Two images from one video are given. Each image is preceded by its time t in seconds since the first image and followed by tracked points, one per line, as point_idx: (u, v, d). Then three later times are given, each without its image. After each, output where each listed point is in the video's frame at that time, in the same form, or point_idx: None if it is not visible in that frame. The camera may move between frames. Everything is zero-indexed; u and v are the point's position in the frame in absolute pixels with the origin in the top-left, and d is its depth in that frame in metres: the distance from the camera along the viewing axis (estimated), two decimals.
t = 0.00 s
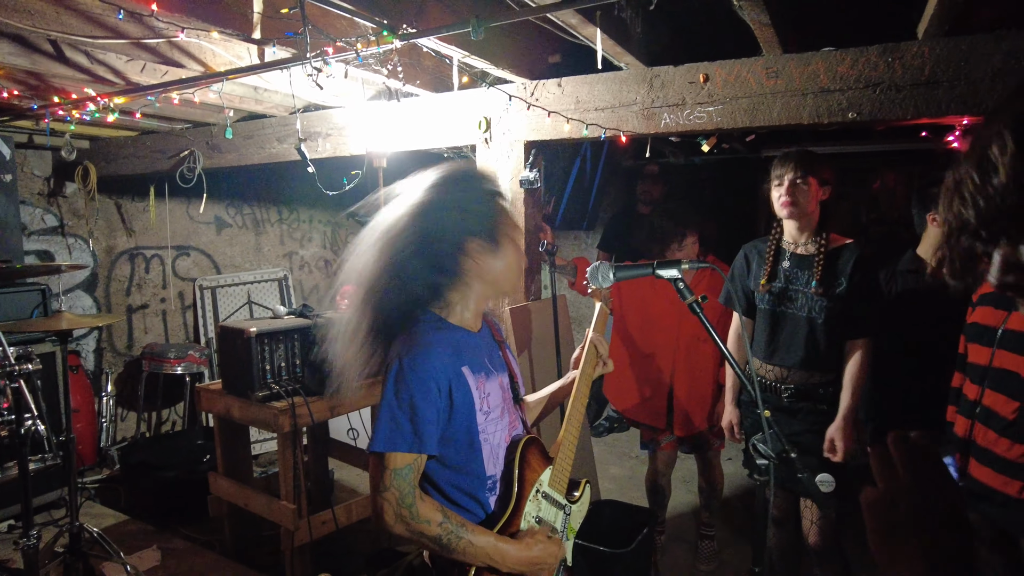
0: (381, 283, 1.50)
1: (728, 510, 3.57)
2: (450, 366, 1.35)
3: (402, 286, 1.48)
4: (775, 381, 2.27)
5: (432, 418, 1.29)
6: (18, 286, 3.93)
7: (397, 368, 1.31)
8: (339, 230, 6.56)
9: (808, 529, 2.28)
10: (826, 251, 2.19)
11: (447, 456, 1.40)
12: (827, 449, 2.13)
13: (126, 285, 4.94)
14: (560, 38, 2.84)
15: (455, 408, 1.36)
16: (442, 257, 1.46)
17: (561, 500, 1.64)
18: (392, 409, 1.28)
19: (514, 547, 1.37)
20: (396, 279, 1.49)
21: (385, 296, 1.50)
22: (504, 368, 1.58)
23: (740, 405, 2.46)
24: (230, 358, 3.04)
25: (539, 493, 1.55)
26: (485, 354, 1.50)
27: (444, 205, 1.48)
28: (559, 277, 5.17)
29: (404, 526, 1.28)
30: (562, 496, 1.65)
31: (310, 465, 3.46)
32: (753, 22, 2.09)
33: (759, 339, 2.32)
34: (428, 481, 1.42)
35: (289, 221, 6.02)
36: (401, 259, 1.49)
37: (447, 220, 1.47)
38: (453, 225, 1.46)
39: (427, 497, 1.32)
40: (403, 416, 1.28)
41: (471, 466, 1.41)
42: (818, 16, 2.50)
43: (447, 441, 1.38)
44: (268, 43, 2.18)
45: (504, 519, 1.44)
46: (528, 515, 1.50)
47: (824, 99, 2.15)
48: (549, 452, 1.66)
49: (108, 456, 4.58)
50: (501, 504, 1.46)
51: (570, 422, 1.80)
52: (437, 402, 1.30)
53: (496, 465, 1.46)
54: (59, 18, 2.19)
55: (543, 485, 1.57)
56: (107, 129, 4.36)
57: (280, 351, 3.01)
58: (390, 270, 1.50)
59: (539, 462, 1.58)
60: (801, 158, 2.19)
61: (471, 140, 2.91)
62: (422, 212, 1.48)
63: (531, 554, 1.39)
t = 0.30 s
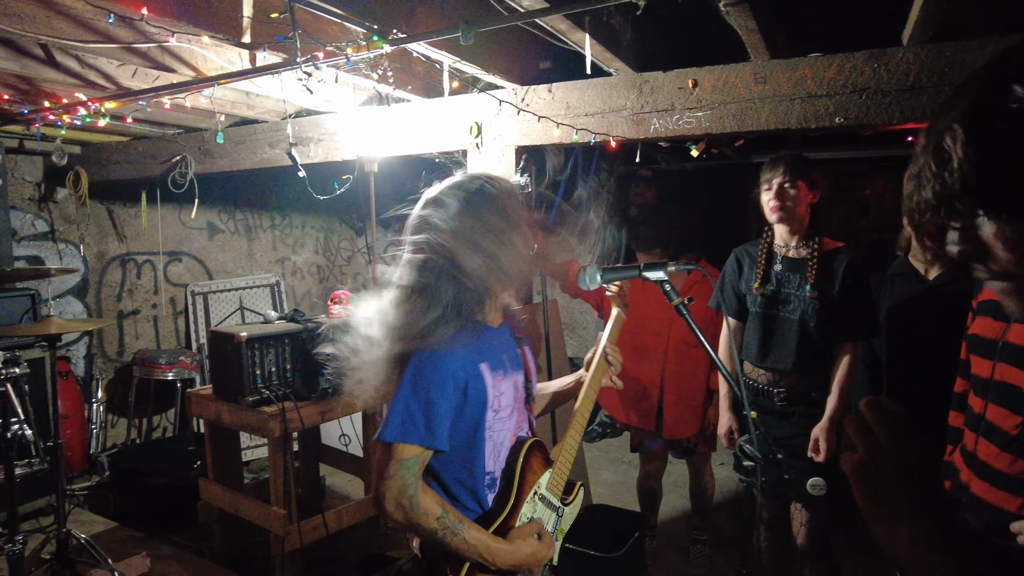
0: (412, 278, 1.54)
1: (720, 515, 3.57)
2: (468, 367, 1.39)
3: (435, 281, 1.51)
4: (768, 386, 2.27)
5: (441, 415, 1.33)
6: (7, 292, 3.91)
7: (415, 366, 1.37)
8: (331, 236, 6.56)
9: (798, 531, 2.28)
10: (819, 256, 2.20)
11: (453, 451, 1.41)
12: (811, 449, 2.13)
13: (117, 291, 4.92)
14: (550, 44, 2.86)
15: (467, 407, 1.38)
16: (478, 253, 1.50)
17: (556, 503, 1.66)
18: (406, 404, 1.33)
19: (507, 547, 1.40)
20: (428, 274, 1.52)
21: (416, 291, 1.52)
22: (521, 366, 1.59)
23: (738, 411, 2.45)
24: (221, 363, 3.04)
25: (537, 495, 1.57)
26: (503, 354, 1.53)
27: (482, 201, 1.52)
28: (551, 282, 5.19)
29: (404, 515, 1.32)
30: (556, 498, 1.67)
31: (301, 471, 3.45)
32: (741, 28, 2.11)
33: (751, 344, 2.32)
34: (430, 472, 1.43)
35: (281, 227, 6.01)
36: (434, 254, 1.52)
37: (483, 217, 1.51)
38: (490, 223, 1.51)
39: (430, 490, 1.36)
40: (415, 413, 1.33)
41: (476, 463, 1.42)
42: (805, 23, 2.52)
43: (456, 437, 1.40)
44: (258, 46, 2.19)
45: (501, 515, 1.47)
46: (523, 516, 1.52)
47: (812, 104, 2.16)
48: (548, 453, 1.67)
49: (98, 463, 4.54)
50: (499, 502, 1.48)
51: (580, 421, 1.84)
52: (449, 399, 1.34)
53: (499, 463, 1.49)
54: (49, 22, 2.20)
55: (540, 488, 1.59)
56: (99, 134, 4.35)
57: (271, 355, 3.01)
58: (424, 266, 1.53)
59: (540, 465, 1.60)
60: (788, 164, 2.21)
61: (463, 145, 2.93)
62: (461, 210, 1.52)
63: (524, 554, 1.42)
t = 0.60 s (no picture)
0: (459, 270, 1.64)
1: (713, 519, 3.58)
2: (500, 353, 1.47)
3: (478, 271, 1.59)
4: (757, 390, 2.28)
5: (472, 391, 1.40)
6: None
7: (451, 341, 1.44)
8: (325, 240, 6.55)
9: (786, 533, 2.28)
10: (806, 259, 2.21)
11: (483, 433, 1.47)
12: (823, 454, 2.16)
13: (109, 296, 4.90)
14: (541, 49, 2.87)
15: (500, 389, 1.47)
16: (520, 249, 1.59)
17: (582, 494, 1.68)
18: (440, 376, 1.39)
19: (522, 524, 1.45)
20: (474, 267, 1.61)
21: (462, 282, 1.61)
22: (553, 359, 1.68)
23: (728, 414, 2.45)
24: (212, 368, 3.03)
25: (563, 484, 1.60)
26: (535, 345, 1.61)
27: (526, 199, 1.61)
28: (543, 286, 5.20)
29: (425, 480, 1.35)
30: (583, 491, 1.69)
31: (294, 475, 3.44)
32: (729, 34, 2.13)
33: (741, 347, 2.33)
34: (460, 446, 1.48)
35: (275, 231, 6.01)
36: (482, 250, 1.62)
37: (525, 214, 1.60)
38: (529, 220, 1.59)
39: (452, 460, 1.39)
40: (448, 387, 1.38)
41: (505, 443, 1.50)
42: (794, 31, 2.55)
43: (489, 417, 1.47)
44: (248, 52, 2.19)
45: (524, 497, 1.51)
46: (547, 502, 1.55)
47: (801, 109, 2.18)
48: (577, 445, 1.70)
49: (90, 468, 4.52)
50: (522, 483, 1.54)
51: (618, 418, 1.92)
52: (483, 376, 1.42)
53: (525, 447, 1.56)
54: (39, 27, 2.21)
55: (566, 478, 1.61)
56: (91, 139, 4.35)
57: (264, 359, 3.01)
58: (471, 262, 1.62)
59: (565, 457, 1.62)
60: (777, 169, 2.23)
61: (455, 149, 2.94)
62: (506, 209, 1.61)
63: (536, 538, 1.47)
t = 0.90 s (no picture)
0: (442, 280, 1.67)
1: (711, 524, 3.57)
2: (488, 350, 1.48)
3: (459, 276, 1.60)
4: (752, 394, 2.26)
5: (462, 391, 1.42)
6: None
7: (440, 344, 1.47)
8: (322, 245, 6.55)
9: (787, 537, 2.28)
10: (802, 266, 2.21)
11: (481, 430, 1.50)
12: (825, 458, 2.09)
13: (106, 301, 4.89)
14: (536, 55, 2.88)
15: (493, 386, 1.48)
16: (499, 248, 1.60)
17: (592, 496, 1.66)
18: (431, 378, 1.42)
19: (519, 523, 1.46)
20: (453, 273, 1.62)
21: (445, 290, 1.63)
22: (551, 355, 1.69)
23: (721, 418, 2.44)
24: (208, 374, 3.03)
25: (566, 483, 1.59)
26: (530, 342, 1.62)
27: (496, 201, 1.63)
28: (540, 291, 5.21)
29: (427, 481, 1.40)
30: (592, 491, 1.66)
31: (291, 482, 3.43)
32: (725, 40, 2.14)
33: (737, 353, 2.32)
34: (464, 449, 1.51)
35: (272, 236, 6.01)
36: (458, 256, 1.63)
37: (498, 215, 1.62)
38: (503, 220, 1.62)
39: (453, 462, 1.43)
40: (439, 388, 1.41)
41: (504, 439, 1.52)
42: (790, 38, 2.56)
43: (485, 415, 1.49)
44: (244, 57, 2.20)
45: (526, 493, 1.53)
46: (548, 499, 1.55)
47: (797, 114, 2.19)
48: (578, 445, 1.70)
49: (85, 474, 4.51)
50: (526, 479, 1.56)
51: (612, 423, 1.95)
52: (471, 375, 1.44)
53: (527, 443, 1.57)
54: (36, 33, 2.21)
55: (570, 476, 1.61)
56: (87, 144, 4.34)
57: (260, 365, 3.01)
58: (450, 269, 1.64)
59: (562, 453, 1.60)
60: (775, 175, 2.23)
61: (451, 155, 2.94)
62: (477, 212, 1.62)
63: (539, 536, 1.49)
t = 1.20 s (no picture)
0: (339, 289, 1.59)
1: (710, 528, 3.55)
2: (390, 369, 1.48)
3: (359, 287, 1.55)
4: (753, 395, 2.26)
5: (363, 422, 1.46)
6: None
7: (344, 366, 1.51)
8: (322, 249, 6.55)
9: (788, 539, 2.26)
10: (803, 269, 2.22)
11: (384, 455, 1.49)
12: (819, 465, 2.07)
13: (106, 304, 4.90)
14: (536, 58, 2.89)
15: (398, 404, 1.48)
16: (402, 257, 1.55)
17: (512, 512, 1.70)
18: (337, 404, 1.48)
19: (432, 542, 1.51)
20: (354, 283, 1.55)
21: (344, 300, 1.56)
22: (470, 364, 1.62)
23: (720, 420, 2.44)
24: (208, 377, 3.02)
25: (482, 503, 1.64)
26: (443, 354, 1.56)
27: (402, 208, 1.59)
28: (540, 294, 5.21)
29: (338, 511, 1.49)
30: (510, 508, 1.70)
31: (290, 485, 3.42)
32: (725, 42, 2.14)
33: (737, 354, 2.32)
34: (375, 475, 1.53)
35: (272, 239, 6.01)
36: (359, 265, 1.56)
37: (403, 223, 1.57)
38: (409, 227, 1.56)
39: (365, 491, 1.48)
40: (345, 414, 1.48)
41: (411, 462, 1.49)
42: (790, 41, 2.56)
43: (392, 435, 1.48)
44: (244, 59, 2.20)
45: (442, 512, 1.54)
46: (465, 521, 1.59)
47: (796, 116, 2.18)
48: (502, 463, 1.71)
49: (84, 477, 4.50)
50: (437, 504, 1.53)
51: (532, 431, 2.03)
52: (371, 406, 1.46)
53: (442, 463, 1.52)
54: (36, 36, 2.22)
55: (487, 495, 1.65)
56: (88, 147, 4.35)
57: (259, 368, 3.00)
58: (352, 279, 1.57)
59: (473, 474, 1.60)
60: (776, 177, 2.23)
61: (451, 157, 2.94)
62: (381, 219, 1.57)
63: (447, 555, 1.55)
